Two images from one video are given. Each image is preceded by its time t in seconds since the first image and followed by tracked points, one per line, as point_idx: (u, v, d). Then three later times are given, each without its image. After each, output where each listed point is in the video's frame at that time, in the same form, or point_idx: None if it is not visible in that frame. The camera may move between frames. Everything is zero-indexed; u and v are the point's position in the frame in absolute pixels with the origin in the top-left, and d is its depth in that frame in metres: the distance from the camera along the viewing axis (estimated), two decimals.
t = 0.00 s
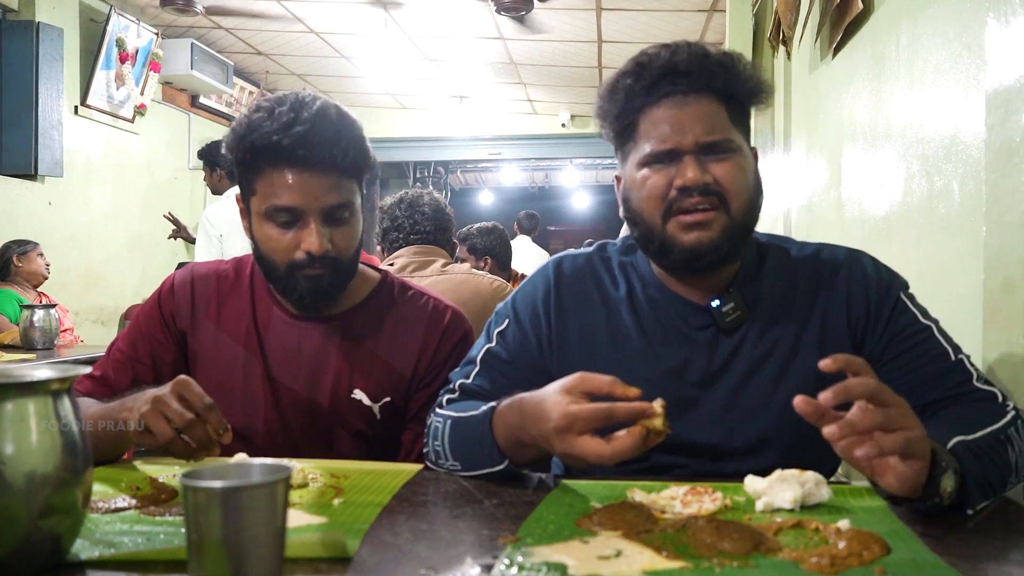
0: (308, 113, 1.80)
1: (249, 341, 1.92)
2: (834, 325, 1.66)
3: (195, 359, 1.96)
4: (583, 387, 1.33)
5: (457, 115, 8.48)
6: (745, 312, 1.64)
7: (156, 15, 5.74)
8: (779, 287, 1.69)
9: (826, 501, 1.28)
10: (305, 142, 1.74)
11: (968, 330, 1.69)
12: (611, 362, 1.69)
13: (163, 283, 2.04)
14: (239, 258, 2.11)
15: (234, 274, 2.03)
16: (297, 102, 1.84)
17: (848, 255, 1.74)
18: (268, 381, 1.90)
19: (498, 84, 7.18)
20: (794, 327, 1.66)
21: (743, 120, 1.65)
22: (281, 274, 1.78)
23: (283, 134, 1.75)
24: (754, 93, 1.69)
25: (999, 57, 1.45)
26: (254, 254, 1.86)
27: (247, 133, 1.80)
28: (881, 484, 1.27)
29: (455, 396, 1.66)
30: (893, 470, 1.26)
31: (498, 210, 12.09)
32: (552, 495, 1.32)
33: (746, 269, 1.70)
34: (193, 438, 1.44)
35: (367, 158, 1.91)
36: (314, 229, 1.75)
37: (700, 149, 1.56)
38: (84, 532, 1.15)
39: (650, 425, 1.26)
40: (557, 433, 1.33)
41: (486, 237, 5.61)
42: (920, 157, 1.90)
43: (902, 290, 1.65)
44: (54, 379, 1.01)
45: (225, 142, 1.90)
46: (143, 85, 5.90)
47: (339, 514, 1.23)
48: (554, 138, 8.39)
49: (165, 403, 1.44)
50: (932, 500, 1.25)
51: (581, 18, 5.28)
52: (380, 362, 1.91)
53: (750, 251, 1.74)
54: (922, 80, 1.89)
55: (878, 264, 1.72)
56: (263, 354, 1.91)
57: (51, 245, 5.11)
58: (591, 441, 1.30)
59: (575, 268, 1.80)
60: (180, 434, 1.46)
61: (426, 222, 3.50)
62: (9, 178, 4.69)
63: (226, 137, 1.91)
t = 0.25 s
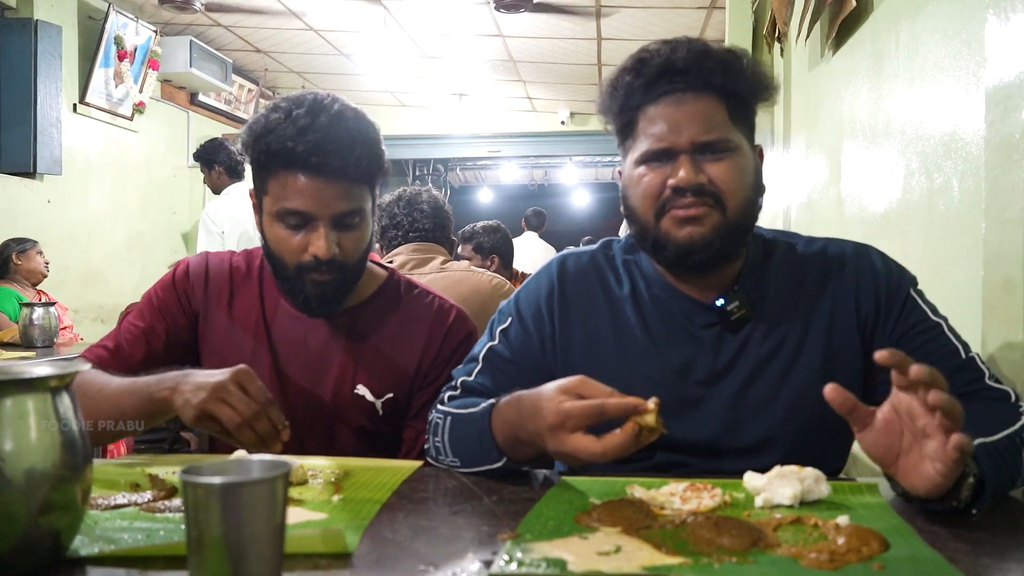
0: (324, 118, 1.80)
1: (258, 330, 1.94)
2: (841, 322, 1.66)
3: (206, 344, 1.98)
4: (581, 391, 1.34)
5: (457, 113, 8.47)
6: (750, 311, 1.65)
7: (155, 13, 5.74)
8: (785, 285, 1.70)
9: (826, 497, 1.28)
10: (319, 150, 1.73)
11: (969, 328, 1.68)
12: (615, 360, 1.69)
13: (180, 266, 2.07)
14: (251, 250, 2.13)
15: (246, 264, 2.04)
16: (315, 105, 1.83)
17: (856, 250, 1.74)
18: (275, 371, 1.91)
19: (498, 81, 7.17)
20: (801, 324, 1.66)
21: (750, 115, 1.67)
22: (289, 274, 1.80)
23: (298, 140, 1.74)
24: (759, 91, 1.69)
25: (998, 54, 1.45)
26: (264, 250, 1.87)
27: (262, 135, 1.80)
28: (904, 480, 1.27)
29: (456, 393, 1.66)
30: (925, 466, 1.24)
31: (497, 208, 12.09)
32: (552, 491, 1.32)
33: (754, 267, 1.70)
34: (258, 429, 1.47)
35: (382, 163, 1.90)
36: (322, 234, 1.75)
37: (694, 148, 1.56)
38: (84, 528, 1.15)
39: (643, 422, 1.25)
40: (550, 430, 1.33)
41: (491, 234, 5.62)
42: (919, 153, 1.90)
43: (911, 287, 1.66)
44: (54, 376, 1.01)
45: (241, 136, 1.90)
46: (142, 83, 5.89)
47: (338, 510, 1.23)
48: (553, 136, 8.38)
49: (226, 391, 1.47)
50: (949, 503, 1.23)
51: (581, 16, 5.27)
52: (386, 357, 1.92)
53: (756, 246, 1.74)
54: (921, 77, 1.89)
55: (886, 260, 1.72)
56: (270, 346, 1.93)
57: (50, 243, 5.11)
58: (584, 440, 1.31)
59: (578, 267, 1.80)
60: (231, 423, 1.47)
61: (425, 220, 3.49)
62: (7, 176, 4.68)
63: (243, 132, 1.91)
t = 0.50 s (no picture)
0: (344, 112, 1.80)
1: (276, 321, 1.93)
2: (843, 319, 1.67)
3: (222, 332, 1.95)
4: (584, 394, 1.35)
5: (456, 109, 8.46)
6: (755, 309, 1.64)
7: (153, 9, 5.72)
8: (789, 283, 1.70)
9: (824, 493, 1.28)
10: (337, 143, 1.74)
11: (967, 324, 1.69)
12: (617, 357, 1.69)
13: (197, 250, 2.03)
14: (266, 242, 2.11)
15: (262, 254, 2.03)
16: (337, 99, 1.84)
17: (859, 247, 1.74)
18: (292, 363, 1.91)
19: (497, 78, 7.16)
20: (804, 322, 1.66)
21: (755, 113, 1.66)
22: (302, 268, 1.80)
23: (318, 132, 1.75)
24: (762, 87, 1.68)
25: (997, 50, 1.45)
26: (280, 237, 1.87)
27: (284, 125, 1.80)
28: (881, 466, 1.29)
29: (456, 390, 1.66)
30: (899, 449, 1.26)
31: (496, 204, 12.09)
32: (552, 487, 1.32)
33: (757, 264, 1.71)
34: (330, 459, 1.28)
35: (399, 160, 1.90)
36: (337, 226, 1.75)
37: (702, 146, 1.56)
38: (83, 524, 1.15)
39: (641, 419, 1.26)
40: (547, 430, 1.32)
41: (498, 231, 5.69)
42: (918, 150, 1.90)
43: (914, 282, 1.64)
44: (52, 372, 1.01)
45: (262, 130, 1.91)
46: (141, 80, 5.86)
47: (337, 506, 1.23)
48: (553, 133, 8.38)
49: (313, 412, 1.31)
50: (932, 488, 1.25)
51: (580, 12, 5.27)
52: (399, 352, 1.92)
53: (760, 245, 1.75)
54: (920, 74, 1.89)
55: (890, 256, 1.72)
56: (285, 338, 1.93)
57: (49, 240, 5.10)
58: (582, 440, 1.29)
59: (582, 263, 1.80)
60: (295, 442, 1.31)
61: (424, 216, 3.49)
62: (6, 172, 4.68)
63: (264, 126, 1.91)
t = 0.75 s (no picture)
0: (362, 110, 1.81)
1: (286, 320, 1.93)
2: (841, 318, 1.67)
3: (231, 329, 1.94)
4: (581, 387, 1.36)
5: (455, 108, 8.46)
6: (751, 306, 1.65)
7: (152, 7, 5.72)
8: (786, 282, 1.70)
9: (824, 491, 1.28)
10: (353, 141, 1.75)
11: (966, 322, 1.69)
12: (614, 354, 1.69)
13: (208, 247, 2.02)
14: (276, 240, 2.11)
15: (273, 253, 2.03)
16: (356, 98, 1.86)
17: (856, 246, 1.74)
18: (300, 362, 1.90)
19: (496, 76, 7.16)
20: (801, 320, 1.67)
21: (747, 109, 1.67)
22: (314, 262, 1.80)
23: (336, 127, 1.76)
24: (754, 82, 1.69)
25: (996, 48, 1.45)
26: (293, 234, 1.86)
27: (304, 121, 1.82)
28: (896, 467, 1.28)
29: (456, 388, 1.66)
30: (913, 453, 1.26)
31: (496, 203, 12.09)
32: (551, 485, 1.32)
33: (755, 262, 1.71)
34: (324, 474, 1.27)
35: (417, 160, 1.91)
36: (350, 223, 1.75)
37: (697, 145, 1.55)
38: (82, 522, 1.15)
39: (637, 411, 1.25)
40: (544, 424, 1.34)
41: (503, 228, 5.73)
42: (917, 148, 1.90)
43: (912, 283, 1.65)
44: (51, 370, 1.01)
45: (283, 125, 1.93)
46: (140, 78, 5.86)
47: (337, 504, 1.23)
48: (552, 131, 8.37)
49: (318, 425, 1.30)
50: (942, 492, 1.24)
51: (579, 10, 5.26)
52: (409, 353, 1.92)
53: (756, 243, 1.75)
54: (919, 72, 1.89)
55: (887, 255, 1.72)
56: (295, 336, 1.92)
57: (48, 238, 5.10)
58: (576, 433, 1.31)
59: (578, 261, 1.80)
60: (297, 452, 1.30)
61: (423, 214, 3.49)
62: (5, 171, 4.67)
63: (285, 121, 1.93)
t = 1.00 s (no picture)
0: (365, 102, 1.81)
1: (280, 325, 1.93)
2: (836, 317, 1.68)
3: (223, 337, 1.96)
4: (579, 381, 1.36)
5: (455, 106, 8.45)
6: (746, 306, 1.65)
7: (151, 5, 5.71)
8: (782, 284, 1.70)
9: (823, 488, 1.28)
10: (352, 126, 1.75)
11: (965, 319, 1.69)
12: (610, 352, 1.70)
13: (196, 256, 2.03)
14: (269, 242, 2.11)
15: (266, 256, 2.02)
16: (360, 89, 1.86)
17: (852, 248, 1.75)
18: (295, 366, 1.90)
19: (495, 74, 7.16)
20: (796, 320, 1.67)
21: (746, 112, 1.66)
22: (309, 254, 1.80)
23: (336, 112, 1.77)
24: (755, 83, 1.68)
25: (996, 46, 1.45)
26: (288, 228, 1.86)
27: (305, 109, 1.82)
28: (879, 460, 1.30)
29: (455, 386, 1.65)
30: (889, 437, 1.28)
31: (495, 201, 12.08)
32: (549, 483, 1.32)
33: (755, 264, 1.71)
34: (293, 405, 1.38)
35: (419, 155, 1.91)
36: (343, 212, 1.74)
37: (708, 168, 1.54)
38: (81, 521, 1.15)
39: (634, 402, 1.25)
40: (540, 418, 1.34)
41: (504, 227, 5.77)
42: (916, 145, 1.90)
43: (906, 286, 1.64)
44: (50, 368, 1.01)
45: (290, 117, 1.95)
46: (138, 76, 5.85)
47: (336, 502, 1.23)
48: (552, 129, 8.37)
49: (257, 375, 1.38)
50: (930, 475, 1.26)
51: (578, 9, 5.26)
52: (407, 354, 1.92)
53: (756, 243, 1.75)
54: (918, 69, 1.89)
55: (881, 258, 1.73)
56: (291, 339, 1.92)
57: (47, 237, 5.09)
58: (572, 426, 1.30)
59: (574, 259, 1.80)
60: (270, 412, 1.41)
61: (422, 212, 3.49)
62: (4, 170, 4.67)
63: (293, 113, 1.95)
